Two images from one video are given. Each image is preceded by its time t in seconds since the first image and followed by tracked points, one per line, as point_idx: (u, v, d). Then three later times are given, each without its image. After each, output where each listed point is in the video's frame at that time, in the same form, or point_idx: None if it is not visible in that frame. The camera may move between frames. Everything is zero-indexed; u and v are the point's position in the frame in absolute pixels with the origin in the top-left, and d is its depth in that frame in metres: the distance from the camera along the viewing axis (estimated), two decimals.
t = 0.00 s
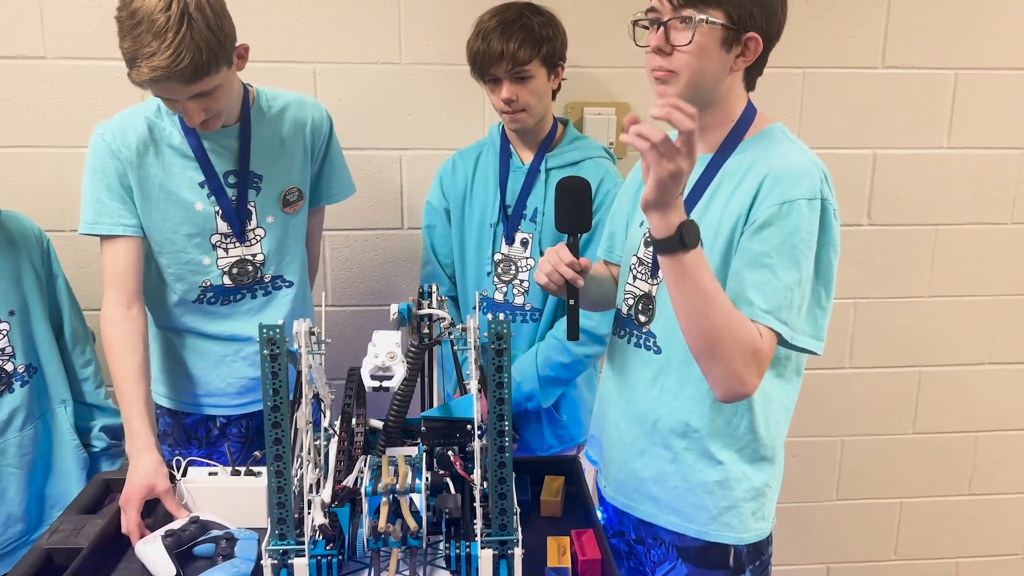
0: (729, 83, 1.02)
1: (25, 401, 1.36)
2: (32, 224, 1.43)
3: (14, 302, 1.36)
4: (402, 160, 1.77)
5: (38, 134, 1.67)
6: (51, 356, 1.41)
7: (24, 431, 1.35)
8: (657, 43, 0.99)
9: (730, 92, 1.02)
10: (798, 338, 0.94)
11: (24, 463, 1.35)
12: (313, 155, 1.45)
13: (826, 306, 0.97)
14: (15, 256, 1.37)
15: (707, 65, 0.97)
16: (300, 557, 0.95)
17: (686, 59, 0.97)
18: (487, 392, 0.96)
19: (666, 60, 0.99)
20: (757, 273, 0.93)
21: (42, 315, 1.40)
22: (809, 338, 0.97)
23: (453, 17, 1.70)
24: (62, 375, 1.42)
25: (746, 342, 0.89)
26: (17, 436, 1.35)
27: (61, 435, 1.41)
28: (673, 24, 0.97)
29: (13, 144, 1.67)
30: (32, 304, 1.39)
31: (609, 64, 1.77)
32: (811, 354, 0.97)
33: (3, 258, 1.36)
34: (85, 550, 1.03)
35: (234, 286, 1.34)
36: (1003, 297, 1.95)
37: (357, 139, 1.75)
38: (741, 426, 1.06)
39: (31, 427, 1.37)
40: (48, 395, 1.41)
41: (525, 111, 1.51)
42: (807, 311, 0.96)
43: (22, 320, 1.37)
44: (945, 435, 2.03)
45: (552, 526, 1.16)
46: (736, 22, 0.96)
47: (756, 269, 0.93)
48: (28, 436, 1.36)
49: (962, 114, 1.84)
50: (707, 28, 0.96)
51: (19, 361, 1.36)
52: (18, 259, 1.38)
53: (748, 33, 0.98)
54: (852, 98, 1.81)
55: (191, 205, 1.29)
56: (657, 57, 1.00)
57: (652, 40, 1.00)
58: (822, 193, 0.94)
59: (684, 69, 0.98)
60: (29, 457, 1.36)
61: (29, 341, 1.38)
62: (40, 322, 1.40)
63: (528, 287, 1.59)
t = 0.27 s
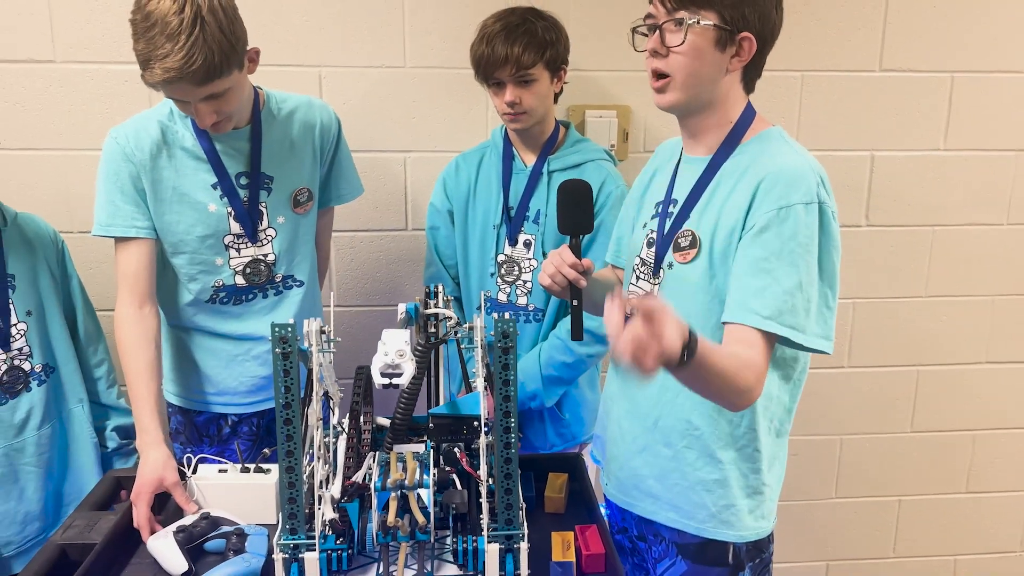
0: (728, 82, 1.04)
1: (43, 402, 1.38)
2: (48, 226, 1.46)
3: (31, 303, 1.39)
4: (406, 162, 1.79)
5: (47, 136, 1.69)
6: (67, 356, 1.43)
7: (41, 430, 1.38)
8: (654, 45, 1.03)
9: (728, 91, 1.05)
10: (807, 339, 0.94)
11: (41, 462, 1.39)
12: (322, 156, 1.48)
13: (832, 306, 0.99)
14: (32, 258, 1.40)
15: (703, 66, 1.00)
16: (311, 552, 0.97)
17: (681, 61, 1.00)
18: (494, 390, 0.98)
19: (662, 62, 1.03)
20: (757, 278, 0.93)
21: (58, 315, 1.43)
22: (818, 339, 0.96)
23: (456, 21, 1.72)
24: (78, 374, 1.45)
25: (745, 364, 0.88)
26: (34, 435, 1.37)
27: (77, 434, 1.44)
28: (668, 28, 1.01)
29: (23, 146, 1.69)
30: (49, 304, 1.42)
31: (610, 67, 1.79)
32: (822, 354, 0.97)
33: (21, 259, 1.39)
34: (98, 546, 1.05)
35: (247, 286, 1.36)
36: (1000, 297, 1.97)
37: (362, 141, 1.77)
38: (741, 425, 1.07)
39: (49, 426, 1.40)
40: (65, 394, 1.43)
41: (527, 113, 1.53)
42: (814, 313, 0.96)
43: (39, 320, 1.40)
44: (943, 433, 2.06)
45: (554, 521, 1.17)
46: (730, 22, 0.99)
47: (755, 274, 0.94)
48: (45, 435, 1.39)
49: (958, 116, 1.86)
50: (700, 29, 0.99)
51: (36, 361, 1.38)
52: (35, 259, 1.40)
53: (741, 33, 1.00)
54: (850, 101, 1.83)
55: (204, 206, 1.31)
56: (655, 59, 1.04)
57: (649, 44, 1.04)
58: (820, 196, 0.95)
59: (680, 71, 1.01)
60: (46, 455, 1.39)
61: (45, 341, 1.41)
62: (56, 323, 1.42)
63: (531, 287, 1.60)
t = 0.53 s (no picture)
0: (731, 84, 1.06)
1: (58, 400, 1.41)
2: (64, 227, 1.49)
3: (47, 303, 1.41)
4: (412, 163, 1.82)
5: (57, 138, 1.71)
6: (82, 356, 1.46)
7: (55, 428, 1.41)
8: (656, 51, 1.05)
9: (730, 94, 1.07)
10: (804, 340, 0.97)
11: (55, 460, 1.42)
12: (331, 158, 1.51)
13: (831, 308, 1.01)
14: (48, 257, 1.43)
15: (705, 70, 1.03)
16: (324, 544, 0.99)
17: (684, 65, 1.03)
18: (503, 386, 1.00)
19: (665, 67, 1.05)
20: (758, 282, 0.96)
21: (74, 315, 1.46)
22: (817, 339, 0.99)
23: (461, 24, 1.75)
24: (92, 374, 1.48)
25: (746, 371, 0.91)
26: (49, 433, 1.40)
27: (91, 432, 1.47)
28: (670, 35, 1.03)
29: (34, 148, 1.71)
30: (64, 304, 1.44)
31: (613, 69, 1.81)
32: (822, 353, 1.00)
33: (38, 260, 1.41)
34: (115, 540, 1.07)
35: (258, 286, 1.39)
36: (997, 296, 2.00)
37: (368, 143, 1.79)
38: (743, 422, 1.10)
39: (63, 425, 1.43)
40: (79, 393, 1.46)
41: (531, 110, 1.54)
42: (813, 315, 0.99)
43: (54, 320, 1.43)
44: (941, 431, 2.08)
45: (559, 516, 1.19)
46: (730, 27, 1.01)
47: (757, 278, 0.97)
48: (59, 434, 1.42)
49: (957, 117, 1.89)
50: (701, 35, 1.01)
51: (52, 360, 1.41)
52: (52, 259, 1.44)
53: (743, 37, 1.02)
54: (849, 103, 1.86)
55: (217, 208, 1.33)
56: (657, 64, 1.06)
57: (651, 50, 1.06)
58: (820, 201, 0.98)
59: (683, 75, 1.04)
60: (60, 454, 1.42)
61: (61, 341, 1.44)
62: (71, 323, 1.45)
63: (536, 287, 1.63)
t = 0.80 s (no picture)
0: (730, 84, 1.09)
1: (73, 392, 1.46)
2: (84, 223, 1.55)
3: (64, 296, 1.46)
4: (417, 159, 1.85)
5: (67, 134, 1.74)
6: (98, 349, 1.50)
7: (70, 419, 1.45)
8: (657, 57, 1.08)
9: (732, 92, 1.10)
10: (804, 330, 1.00)
11: (69, 451, 1.46)
12: (339, 155, 1.53)
13: (831, 299, 1.04)
14: (66, 250, 1.48)
15: (705, 74, 1.06)
16: (336, 528, 1.01)
17: (684, 71, 1.06)
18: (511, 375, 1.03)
19: (667, 72, 1.08)
20: (760, 274, 0.99)
21: (91, 309, 1.50)
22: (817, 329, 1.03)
23: (464, 22, 1.77)
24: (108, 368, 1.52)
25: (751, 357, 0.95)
26: (63, 424, 1.44)
27: (105, 425, 1.51)
28: (670, 41, 1.06)
29: (46, 144, 1.74)
30: (81, 297, 1.49)
31: (614, 66, 1.84)
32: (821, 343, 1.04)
33: (56, 253, 1.46)
34: (131, 527, 1.08)
35: (268, 280, 1.41)
36: (992, 290, 2.03)
37: (373, 139, 1.82)
38: (743, 410, 1.13)
39: (77, 416, 1.47)
40: (94, 385, 1.50)
41: (536, 107, 1.58)
42: (813, 306, 1.02)
43: (71, 312, 1.47)
44: (937, 422, 2.12)
45: (565, 502, 1.22)
46: (728, 30, 1.04)
47: (759, 270, 0.99)
48: (74, 424, 1.46)
49: (952, 113, 1.92)
50: (700, 41, 1.04)
51: (68, 352, 1.46)
52: (70, 252, 1.49)
53: (741, 38, 1.05)
54: (847, 99, 1.89)
55: (228, 205, 1.36)
56: (659, 69, 1.09)
57: (653, 56, 1.09)
58: (820, 195, 1.01)
59: (684, 80, 1.07)
60: (74, 444, 1.46)
61: (77, 334, 1.48)
62: (87, 315, 1.49)
63: (539, 280, 1.66)
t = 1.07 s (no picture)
0: (718, 82, 1.11)
1: (79, 385, 1.48)
2: (93, 219, 1.58)
3: (71, 291, 1.49)
4: (416, 156, 1.87)
5: (70, 131, 1.76)
6: (104, 344, 1.53)
7: (75, 413, 1.48)
8: (648, 51, 1.10)
9: (720, 91, 1.12)
10: (803, 324, 1.04)
11: (74, 444, 1.48)
12: (339, 151, 1.56)
13: (826, 291, 1.07)
14: (73, 245, 1.51)
15: (695, 69, 1.08)
16: (340, 515, 1.03)
17: (675, 65, 1.08)
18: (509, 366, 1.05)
19: (658, 67, 1.10)
20: (758, 270, 1.03)
21: (97, 305, 1.53)
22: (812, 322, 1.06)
23: (463, 20, 1.79)
24: (113, 363, 1.55)
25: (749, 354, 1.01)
26: (69, 417, 1.47)
27: (110, 420, 1.54)
28: (661, 35, 1.08)
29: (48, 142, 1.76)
30: (88, 292, 1.52)
31: (612, 63, 1.86)
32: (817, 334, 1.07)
33: (64, 249, 1.50)
34: (137, 516, 1.10)
35: (271, 275, 1.44)
36: (984, 284, 2.06)
37: (373, 136, 1.84)
38: (738, 400, 1.15)
39: (83, 410, 1.50)
40: (100, 380, 1.53)
41: (534, 103, 1.60)
42: (811, 299, 1.05)
43: (78, 307, 1.50)
44: (931, 415, 2.14)
45: (564, 492, 1.23)
46: (718, 26, 1.06)
47: (757, 266, 1.03)
48: (79, 418, 1.48)
49: (946, 110, 1.94)
50: (690, 35, 1.06)
51: (74, 347, 1.49)
52: (77, 249, 1.52)
53: (731, 35, 1.07)
54: (842, 96, 1.91)
55: (232, 202, 1.38)
56: (650, 64, 1.11)
57: (644, 51, 1.11)
58: (814, 190, 1.03)
59: (673, 74, 1.09)
60: (80, 438, 1.48)
61: (83, 329, 1.51)
62: (94, 310, 1.53)
63: (537, 275, 1.68)
